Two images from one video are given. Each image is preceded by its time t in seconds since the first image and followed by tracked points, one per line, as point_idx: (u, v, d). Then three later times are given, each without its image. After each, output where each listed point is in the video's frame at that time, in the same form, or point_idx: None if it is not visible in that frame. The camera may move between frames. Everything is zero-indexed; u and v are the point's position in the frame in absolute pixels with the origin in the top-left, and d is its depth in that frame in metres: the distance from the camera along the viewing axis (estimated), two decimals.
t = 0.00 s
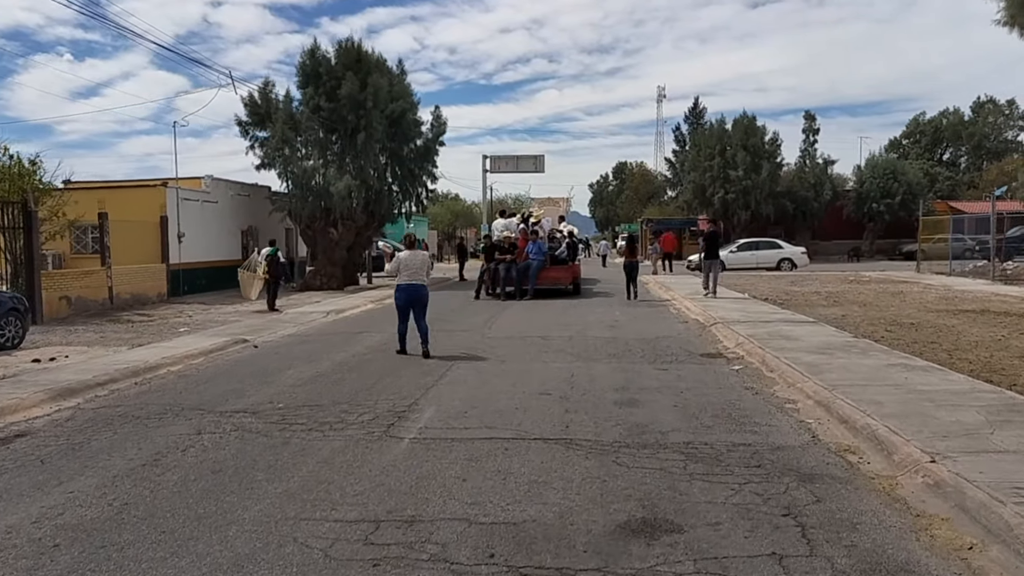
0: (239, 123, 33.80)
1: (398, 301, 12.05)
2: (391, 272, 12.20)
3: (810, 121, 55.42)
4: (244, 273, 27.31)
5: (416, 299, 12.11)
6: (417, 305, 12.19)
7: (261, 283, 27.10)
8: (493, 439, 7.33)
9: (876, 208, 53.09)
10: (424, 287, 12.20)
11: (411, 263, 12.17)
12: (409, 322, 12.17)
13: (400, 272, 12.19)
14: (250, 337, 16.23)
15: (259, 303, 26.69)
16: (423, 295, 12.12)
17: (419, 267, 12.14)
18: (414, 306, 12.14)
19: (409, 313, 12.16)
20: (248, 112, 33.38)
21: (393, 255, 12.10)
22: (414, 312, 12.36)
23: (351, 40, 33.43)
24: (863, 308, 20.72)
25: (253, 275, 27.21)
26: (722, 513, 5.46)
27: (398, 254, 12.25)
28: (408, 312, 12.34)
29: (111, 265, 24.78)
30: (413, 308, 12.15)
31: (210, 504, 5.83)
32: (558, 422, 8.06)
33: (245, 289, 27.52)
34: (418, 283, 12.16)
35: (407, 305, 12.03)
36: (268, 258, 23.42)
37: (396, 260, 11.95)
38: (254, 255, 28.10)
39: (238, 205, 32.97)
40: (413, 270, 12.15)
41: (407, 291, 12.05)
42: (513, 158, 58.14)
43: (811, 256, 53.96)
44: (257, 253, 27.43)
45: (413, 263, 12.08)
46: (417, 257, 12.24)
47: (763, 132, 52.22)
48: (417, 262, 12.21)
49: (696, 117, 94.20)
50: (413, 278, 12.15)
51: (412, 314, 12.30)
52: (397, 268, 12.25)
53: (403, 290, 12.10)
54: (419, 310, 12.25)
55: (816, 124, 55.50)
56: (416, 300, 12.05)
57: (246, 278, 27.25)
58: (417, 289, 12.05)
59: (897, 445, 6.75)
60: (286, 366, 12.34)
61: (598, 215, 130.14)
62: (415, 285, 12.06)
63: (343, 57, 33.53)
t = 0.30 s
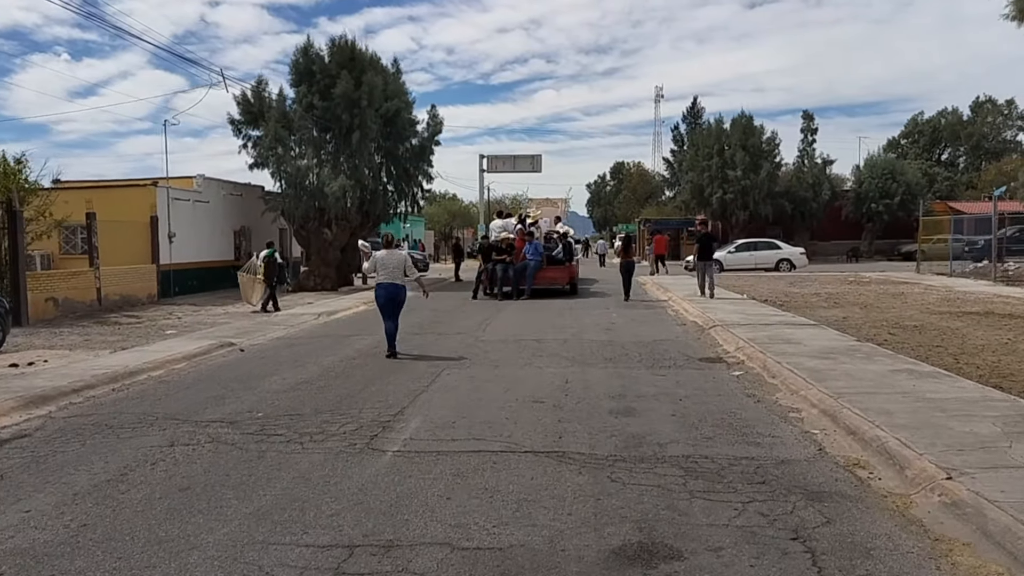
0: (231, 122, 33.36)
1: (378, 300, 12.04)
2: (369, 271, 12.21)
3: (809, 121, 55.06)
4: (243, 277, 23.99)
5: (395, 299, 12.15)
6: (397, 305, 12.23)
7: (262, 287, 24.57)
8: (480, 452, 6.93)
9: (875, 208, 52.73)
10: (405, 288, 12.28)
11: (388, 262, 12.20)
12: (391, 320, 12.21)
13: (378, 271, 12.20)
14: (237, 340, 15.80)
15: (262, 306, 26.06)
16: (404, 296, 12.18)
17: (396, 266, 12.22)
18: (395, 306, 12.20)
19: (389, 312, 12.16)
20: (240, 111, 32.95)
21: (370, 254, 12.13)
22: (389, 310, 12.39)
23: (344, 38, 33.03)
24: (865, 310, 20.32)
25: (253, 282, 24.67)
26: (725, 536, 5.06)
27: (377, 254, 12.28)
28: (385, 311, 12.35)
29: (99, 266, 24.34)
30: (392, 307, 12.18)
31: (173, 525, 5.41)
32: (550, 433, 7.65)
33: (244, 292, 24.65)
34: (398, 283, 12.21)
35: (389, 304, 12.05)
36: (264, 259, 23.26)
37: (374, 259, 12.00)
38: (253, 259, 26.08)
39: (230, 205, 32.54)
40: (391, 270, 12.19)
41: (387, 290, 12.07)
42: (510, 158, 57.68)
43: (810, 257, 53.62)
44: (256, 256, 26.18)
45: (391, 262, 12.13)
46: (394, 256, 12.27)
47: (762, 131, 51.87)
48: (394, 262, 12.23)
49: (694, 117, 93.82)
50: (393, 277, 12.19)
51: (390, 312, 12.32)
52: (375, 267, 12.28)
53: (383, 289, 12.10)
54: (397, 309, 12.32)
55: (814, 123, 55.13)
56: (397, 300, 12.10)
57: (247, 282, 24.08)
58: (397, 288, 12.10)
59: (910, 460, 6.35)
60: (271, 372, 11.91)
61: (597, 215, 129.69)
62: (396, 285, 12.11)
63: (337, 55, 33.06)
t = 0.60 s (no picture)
0: (224, 120, 32.99)
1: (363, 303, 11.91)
2: (355, 270, 12.14)
3: (809, 120, 54.74)
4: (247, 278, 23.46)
5: (380, 300, 12.07)
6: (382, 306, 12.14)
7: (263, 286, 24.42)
8: (472, 464, 6.57)
9: (875, 208, 52.38)
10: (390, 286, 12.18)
11: (374, 261, 12.17)
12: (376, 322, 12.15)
13: (363, 271, 12.15)
14: (226, 342, 15.48)
15: (260, 305, 25.84)
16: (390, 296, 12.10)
17: (382, 266, 12.14)
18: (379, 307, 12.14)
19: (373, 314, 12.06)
20: (234, 108, 32.58)
21: (355, 253, 12.02)
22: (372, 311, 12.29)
23: (340, 35, 32.67)
24: (868, 311, 19.95)
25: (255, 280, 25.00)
26: (732, 558, 4.69)
27: (362, 254, 12.22)
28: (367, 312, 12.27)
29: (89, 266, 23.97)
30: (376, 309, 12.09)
31: (140, 544, 5.05)
32: (546, 442, 7.29)
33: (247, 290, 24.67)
34: (384, 284, 12.09)
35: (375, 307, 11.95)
36: (262, 257, 23.36)
37: (360, 259, 11.93)
38: (253, 258, 25.90)
39: (223, 204, 32.18)
40: (377, 270, 12.10)
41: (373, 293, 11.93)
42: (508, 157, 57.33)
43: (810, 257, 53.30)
44: (255, 254, 26.09)
45: (377, 262, 12.10)
46: (381, 256, 12.17)
47: (761, 131, 51.59)
48: (380, 262, 12.15)
49: (693, 116, 93.52)
50: (378, 277, 12.14)
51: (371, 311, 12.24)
52: (361, 267, 12.19)
53: (367, 291, 11.96)
54: (380, 308, 12.29)
55: (814, 123, 54.80)
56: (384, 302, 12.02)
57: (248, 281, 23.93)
58: (384, 289, 12.01)
59: (926, 473, 6.00)
60: (258, 374, 11.59)
61: (596, 215, 129.30)
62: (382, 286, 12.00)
63: (332, 53, 32.70)
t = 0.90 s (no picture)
0: (218, 119, 32.66)
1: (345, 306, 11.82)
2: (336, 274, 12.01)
3: (807, 120, 54.48)
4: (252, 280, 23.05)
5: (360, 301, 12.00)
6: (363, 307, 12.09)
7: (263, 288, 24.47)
8: (458, 476, 6.26)
9: (874, 209, 52.12)
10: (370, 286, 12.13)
11: (356, 264, 12.03)
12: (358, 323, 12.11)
13: (345, 275, 12.01)
14: (214, 344, 15.14)
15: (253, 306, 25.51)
16: (370, 296, 12.11)
17: (363, 269, 12.00)
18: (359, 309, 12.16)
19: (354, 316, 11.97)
20: (228, 108, 32.25)
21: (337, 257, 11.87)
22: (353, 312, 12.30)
23: (335, 34, 32.30)
24: (868, 313, 19.65)
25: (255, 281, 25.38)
26: None
27: (343, 258, 12.07)
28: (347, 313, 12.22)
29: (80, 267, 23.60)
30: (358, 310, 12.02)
31: (103, 567, 4.74)
32: (537, 452, 6.98)
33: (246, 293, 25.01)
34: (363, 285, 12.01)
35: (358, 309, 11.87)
36: (264, 259, 23.45)
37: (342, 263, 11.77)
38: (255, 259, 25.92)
39: (217, 204, 31.85)
40: (359, 272, 11.97)
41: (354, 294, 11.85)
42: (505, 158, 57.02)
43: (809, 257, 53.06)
44: (257, 256, 26.01)
45: (358, 265, 11.94)
46: (362, 259, 12.02)
47: (759, 131, 51.31)
48: (362, 264, 12.02)
49: (690, 117, 93.35)
50: (359, 280, 11.99)
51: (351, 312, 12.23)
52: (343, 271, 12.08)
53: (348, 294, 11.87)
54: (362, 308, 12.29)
55: (813, 123, 54.54)
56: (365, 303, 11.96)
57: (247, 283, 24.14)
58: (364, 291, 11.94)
59: (934, 487, 5.71)
60: (244, 379, 11.27)
61: (592, 214, 129.01)
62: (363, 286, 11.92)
63: (327, 51, 32.24)
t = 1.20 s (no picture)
0: (210, 117, 32.31)
1: (324, 303, 11.89)
2: (314, 272, 12.20)
3: (807, 119, 54.13)
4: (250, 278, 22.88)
5: (340, 299, 12.05)
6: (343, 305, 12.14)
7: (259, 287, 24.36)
8: (440, 490, 5.87)
9: (873, 209, 51.74)
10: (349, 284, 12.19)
11: (333, 262, 12.20)
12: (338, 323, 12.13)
13: (323, 272, 12.19)
14: (199, 346, 14.78)
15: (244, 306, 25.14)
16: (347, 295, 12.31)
17: (341, 267, 12.18)
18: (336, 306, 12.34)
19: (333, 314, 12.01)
20: (220, 106, 31.89)
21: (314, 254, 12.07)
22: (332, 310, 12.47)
23: (329, 31, 31.87)
24: (871, 315, 19.26)
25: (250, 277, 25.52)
26: None
27: (320, 256, 12.27)
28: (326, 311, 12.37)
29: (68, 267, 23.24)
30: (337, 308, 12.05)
31: None
32: (525, 462, 6.60)
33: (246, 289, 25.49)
34: (342, 282, 12.07)
35: (337, 307, 11.93)
36: (264, 258, 23.26)
37: (319, 260, 11.96)
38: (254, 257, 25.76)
39: (209, 203, 31.49)
40: (337, 270, 12.16)
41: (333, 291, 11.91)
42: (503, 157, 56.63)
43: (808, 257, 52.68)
44: (254, 255, 25.83)
45: (336, 263, 12.11)
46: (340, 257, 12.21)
47: (757, 130, 51.00)
48: (339, 263, 12.19)
49: (689, 116, 92.99)
50: (337, 277, 12.12)
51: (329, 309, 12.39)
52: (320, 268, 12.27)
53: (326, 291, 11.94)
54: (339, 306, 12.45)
55: (813, 122, 54.17)
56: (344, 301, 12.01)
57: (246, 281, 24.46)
58: (343, 289, 12.00)
59: (948, 503, 5.33)
60: (226, 383, 10.91)
61: (591, 215, 128.58)
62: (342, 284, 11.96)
63: (321, 49, 31.83)
